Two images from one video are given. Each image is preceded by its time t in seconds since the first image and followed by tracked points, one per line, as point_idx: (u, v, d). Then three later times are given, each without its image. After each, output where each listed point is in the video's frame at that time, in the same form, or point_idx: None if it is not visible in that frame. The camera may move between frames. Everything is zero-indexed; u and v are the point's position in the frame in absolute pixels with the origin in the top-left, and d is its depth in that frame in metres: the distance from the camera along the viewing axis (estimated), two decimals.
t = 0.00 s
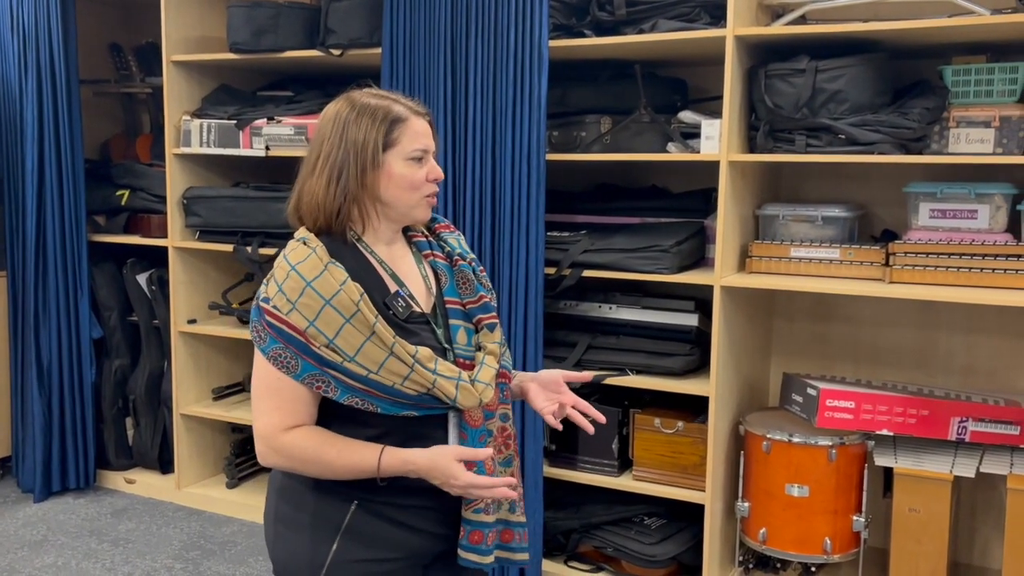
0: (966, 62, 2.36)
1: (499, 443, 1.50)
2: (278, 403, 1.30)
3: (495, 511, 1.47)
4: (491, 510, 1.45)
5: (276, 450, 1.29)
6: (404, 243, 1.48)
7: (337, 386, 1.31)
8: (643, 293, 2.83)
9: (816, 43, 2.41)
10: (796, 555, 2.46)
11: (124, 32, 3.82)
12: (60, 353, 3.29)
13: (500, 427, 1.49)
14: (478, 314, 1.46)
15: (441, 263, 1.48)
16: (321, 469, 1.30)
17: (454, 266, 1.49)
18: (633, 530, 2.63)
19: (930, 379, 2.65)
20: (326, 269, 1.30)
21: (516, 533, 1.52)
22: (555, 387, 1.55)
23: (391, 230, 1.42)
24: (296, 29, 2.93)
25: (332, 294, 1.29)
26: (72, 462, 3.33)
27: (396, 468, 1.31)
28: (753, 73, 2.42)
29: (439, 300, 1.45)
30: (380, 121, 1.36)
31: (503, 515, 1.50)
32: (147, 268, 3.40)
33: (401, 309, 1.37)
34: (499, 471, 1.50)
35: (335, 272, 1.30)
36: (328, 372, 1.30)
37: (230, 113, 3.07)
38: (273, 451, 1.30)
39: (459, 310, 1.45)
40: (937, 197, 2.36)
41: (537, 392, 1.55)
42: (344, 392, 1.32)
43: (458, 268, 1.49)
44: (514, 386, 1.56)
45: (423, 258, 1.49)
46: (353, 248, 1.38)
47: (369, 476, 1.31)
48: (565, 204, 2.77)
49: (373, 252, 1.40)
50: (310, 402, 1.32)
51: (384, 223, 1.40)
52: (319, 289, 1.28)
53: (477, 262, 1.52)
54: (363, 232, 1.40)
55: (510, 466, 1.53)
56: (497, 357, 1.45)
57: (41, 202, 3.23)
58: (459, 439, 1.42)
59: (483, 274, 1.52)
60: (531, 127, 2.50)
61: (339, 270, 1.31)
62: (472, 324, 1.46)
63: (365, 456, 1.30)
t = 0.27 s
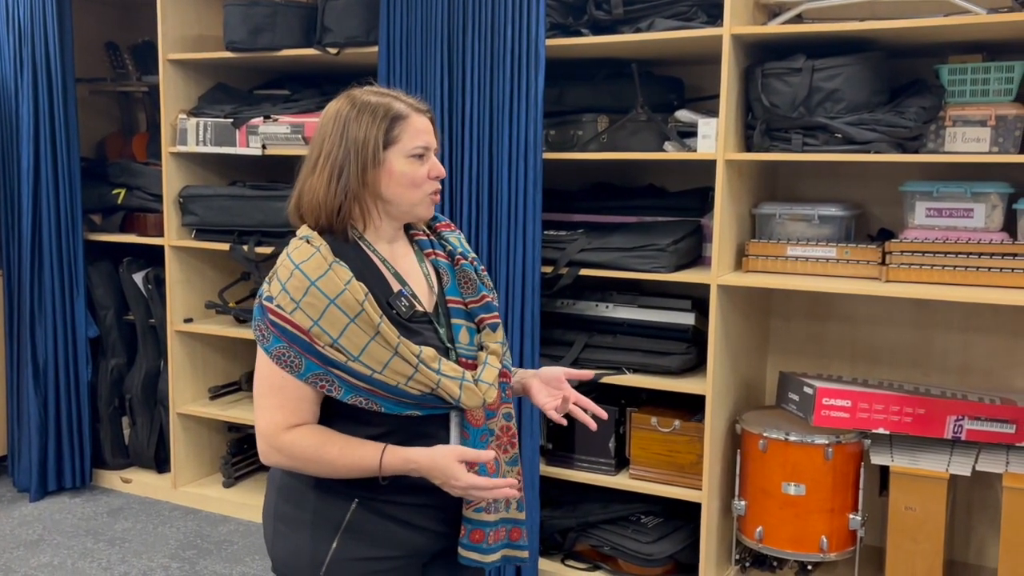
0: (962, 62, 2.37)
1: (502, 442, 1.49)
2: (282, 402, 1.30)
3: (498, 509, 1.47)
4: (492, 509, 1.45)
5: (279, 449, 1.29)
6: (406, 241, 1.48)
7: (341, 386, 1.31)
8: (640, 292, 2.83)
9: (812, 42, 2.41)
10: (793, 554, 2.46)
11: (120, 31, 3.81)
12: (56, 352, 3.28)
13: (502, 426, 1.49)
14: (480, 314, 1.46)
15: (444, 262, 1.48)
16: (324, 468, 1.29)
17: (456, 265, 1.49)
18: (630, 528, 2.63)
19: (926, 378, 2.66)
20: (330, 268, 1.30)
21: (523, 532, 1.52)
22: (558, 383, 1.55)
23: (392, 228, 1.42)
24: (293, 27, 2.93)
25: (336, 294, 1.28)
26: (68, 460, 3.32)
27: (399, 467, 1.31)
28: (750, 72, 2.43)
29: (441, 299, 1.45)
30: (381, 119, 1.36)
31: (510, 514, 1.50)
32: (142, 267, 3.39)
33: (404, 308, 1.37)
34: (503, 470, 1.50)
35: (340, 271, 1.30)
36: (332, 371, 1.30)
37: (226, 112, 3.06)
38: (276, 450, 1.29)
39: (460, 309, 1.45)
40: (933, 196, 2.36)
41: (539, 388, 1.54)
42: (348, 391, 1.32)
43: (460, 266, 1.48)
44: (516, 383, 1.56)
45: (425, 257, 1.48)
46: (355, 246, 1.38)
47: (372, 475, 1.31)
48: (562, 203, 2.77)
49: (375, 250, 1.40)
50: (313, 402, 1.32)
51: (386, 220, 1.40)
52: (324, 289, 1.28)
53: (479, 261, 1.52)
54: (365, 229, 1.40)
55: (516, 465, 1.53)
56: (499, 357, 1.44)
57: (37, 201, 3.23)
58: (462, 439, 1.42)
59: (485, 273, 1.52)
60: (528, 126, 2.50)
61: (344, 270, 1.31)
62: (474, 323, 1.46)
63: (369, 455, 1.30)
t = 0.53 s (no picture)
0: (959, 61, 2.37)
1: (498, 443, 1.49)
2: (280, 401, 1.30)
3: (494, 510, 1.47)
4: (489, 510, 1.45)
5: (276, 448, 1.29)
6: (406, 241, 1.48)
7: (339, 385, 1.31)
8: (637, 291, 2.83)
9: (810, 41, 2.41)
10: (790, 553, 2.47)
11: (117, 30, 3.81)
12: (53, 351, 3.27)
13: (500, 427, 1.49)
14: (479, 314, 1.46)
15: (444, 262, 1.48)
16: (322, 467, 1.30)
17: (456, 265, 1.49)
18: (628, 527, 2.63)
19: (923, 377, 2.66)
20: (329, 267, 1.30)
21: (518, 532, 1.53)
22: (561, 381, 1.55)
23: (392, 228, 1.42)
24: (290, 27, 2.92)
25: (335, 293, 1.28)
26: (65, 460, 3.31)
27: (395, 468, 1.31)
28: (747, 71, 2.43)
29: (440, 299, 1.45)
30: (379, 118, 1.36)
31: (506, 514, 1.51)
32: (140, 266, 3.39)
33: (403, 308, 1.37)
34: (500, 471, 1.50)
35: (339, 271, 1.30)
36: (330, 371, 1.29)
37: (224, 111, 3.06)
38: (274, 448, 1.30)
39: (460, 309, 1.45)
40: (930, 195, 2.37)
41: (539, 384, 1.55)
42: (346, 391, 1.31)
43: (460, 267, 1.49)
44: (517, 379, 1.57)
45: (425, 257, 1.49)
46: (355, 245, 1.38)
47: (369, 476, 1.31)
48: (559, 202, 2.77)
49: (375, 249, 1.40)
50: (312, 401, 1.32)
51: (386, 220, 1.40)
52: (322, 288, 1.28)
53: (479, 261, 1.52)
54: (365, 229, 1.40)
55: (512, 466, 1.53)
56: (498, 357, 1.45)
57: (34, 200, 3.22)
58: (458, 439, 1.42)
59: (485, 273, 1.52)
60: (525, 126, 2.50)
61: (343, 269, 1.31)
62: (473, 324, 1.46)
63: (366, 455, 1.30)
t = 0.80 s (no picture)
0: (958, 61, 2.37)
1: (495, 444, 1.49)
2: (278, 399, 1.30)
3: (490, 511, 1.46)
4: (486, 511, 1.45)
5: (274, 446, 1.30)
6: (406, 241, 1.48)
7: (336, 385, 1.31)
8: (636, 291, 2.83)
9: (808, 41, 2.41)
10: (789, 553, 2.47)
11: (116, 29, 3.80)
12: (51, 351, 3.27)
13: (496, 428, 1.49)
14: (479, 316, 1.46)
15: (444, 262, 1.48)
16: (319, 466, 1.30)
17: (456, 266, 1.49)
18: (626, 527, 2.63)
19: (922, 376, 2.66)
20: (328, 267, 1.30)
21: (512, 534, 1.53)
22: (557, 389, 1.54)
23: (391, 228, 1.42)
24: (288, 26, 2.92)
25: (334, 293, 1.28)
26: (63, 460, 3.31)
27: (391, 467, 1.30)
28: (746, 71, 2.43)
29: (440, 299, 1.45)
30: (375, 118, 1.36)
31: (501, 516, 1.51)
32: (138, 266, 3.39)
33: (402, 309, 1.37)
34: (496, 472, 1.50)
35: (338, 271, 1.30)
36: (327, 370, 1.29)
37: (223, 111, 3.06)
38: (271, 446, 1.30)
39: (459, 310, 1.45)
40: (928, 195, 2.37)
41: (536, 393, 1.54)
42: (343, 391, 1.31)
43: (460, 268, 1.48)
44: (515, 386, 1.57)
45: (426, 257, 1.49)
46: (354, 245, 1.38)
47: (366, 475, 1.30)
48: (558, 202, 2.77)
49: (375, 249, 1.40)
50: (310, 400, 1.33)
51: (385, 219, 1.40)
52: (321, 288, 1.28)
53: (479, 262, 1.52)
54: (364, 228, 1.40)
55: (507, 468, 1.53)
56: (496, 359, 1.45)
57: (32, 199, 3.21)
58: (456, 440, 1.42)
59: (485, 274, 1.52)
60: (524, 125, 2.50)
61: (342, 268, 1.30)
62: (472, 325, 1.46)
63: (363, 455, 1.30)
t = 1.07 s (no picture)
0: (957, 61, 2.38)
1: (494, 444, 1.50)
2: (295, 397, 1.29)
3: (489, 513, 1.47)
4: (484, 512, 1.45)
5: (298, 442, 1.27)
6: (404, 243, 1.48)
7: (334, 384, 1.31)
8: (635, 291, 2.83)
9: (807, 42, 2.41)
10: (788, 553, 2.47)
11: (115, 30, 3.80)
12: (50, 352, 3.27)
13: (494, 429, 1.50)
14: (474, 318, 1.46)
15: (441, 264, 1.48)
16: (347, 457, 1.27)
17: (453, 267, 1.48)
18: (624, 527, 2.63)
19: (920, 377, 2.67)
20: (329, 266, 1.30)
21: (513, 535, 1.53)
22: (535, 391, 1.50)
23: (389, 229, 1.43)
24: (287, 26, 2.92)
25: (334, 291, 1.29)
26: (62, 460, 3.31)
27: (420, 449, 1.27)
28: (745, 71, 2.43)
29: (437, 301, 1.45)
30: (371, 120, 1.36)
31: (500, 517, 1.51)
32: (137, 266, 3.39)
33: (399, 310, 1.37)
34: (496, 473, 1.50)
35: (338, 270, 1.30)
36: (327, 369, 1.29)
37: (222, 111, 3.06)
38: (294, 444, 1.28)
39: (455, 312, 1.45)
40: (927, 195, 2.37)
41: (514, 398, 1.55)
42: (341, 390, 1.31)
43: (457, 270, 1.48)
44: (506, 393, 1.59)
45: (423, 259, 1.48)
46: (352, 246, 1.38)
47: (396, 461, 1.28)
48: (557, 202, 2.77)
49: (372, 250, 1.40)
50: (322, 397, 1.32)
51: (382, 220, 1.41)
52: (322, 286, 1.29)
53: (476, 264, 1.52)
54: (363, 230, 1.40)
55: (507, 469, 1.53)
56: (491, 363, 1.45)
57: (31, 200, 3.22)
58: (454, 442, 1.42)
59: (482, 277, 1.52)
60: (523, 126, 2.50)
61: (342, 268, 1.31)
62: (468, 327, 1.46)
63: (389, 441, 1.28)
